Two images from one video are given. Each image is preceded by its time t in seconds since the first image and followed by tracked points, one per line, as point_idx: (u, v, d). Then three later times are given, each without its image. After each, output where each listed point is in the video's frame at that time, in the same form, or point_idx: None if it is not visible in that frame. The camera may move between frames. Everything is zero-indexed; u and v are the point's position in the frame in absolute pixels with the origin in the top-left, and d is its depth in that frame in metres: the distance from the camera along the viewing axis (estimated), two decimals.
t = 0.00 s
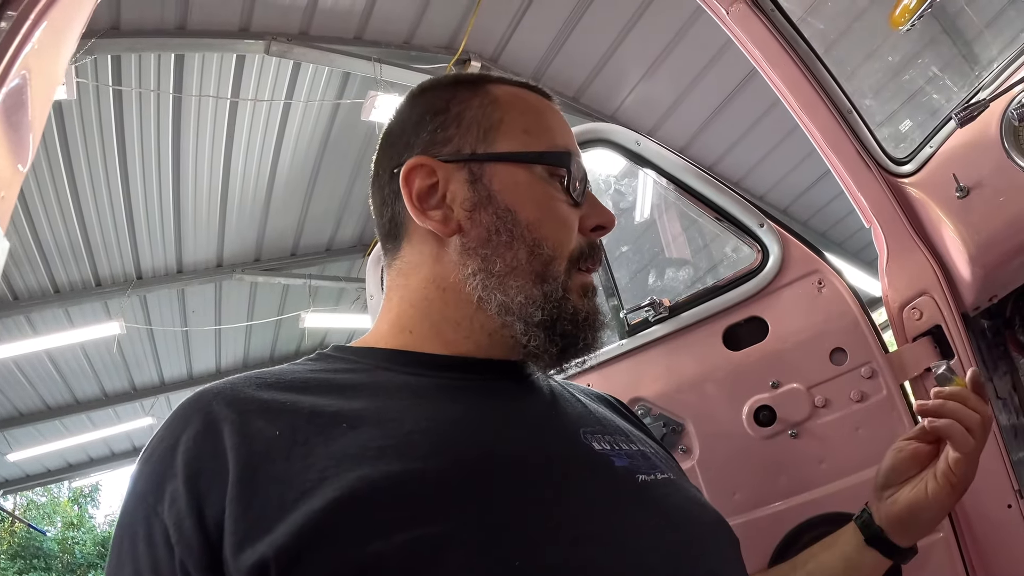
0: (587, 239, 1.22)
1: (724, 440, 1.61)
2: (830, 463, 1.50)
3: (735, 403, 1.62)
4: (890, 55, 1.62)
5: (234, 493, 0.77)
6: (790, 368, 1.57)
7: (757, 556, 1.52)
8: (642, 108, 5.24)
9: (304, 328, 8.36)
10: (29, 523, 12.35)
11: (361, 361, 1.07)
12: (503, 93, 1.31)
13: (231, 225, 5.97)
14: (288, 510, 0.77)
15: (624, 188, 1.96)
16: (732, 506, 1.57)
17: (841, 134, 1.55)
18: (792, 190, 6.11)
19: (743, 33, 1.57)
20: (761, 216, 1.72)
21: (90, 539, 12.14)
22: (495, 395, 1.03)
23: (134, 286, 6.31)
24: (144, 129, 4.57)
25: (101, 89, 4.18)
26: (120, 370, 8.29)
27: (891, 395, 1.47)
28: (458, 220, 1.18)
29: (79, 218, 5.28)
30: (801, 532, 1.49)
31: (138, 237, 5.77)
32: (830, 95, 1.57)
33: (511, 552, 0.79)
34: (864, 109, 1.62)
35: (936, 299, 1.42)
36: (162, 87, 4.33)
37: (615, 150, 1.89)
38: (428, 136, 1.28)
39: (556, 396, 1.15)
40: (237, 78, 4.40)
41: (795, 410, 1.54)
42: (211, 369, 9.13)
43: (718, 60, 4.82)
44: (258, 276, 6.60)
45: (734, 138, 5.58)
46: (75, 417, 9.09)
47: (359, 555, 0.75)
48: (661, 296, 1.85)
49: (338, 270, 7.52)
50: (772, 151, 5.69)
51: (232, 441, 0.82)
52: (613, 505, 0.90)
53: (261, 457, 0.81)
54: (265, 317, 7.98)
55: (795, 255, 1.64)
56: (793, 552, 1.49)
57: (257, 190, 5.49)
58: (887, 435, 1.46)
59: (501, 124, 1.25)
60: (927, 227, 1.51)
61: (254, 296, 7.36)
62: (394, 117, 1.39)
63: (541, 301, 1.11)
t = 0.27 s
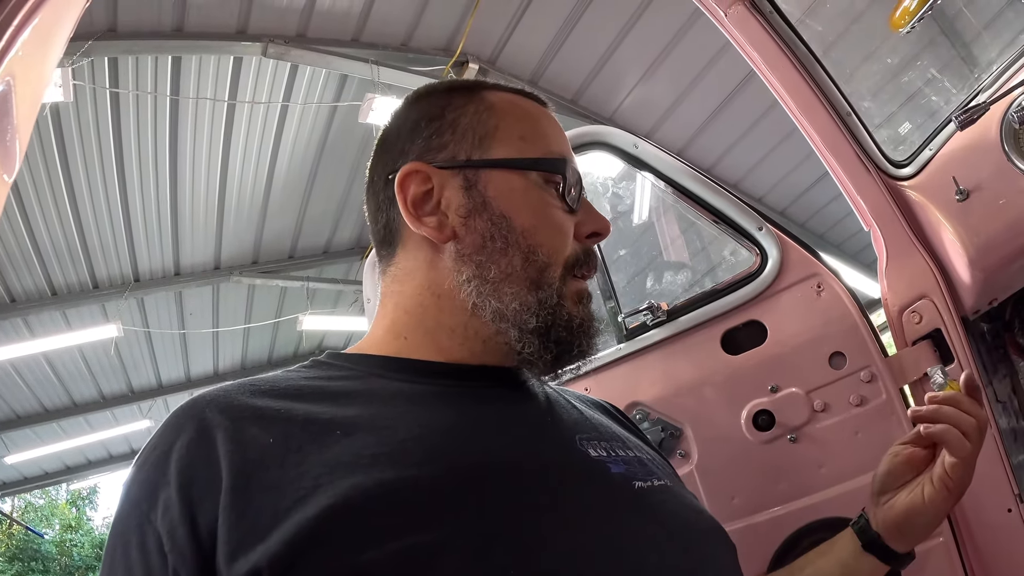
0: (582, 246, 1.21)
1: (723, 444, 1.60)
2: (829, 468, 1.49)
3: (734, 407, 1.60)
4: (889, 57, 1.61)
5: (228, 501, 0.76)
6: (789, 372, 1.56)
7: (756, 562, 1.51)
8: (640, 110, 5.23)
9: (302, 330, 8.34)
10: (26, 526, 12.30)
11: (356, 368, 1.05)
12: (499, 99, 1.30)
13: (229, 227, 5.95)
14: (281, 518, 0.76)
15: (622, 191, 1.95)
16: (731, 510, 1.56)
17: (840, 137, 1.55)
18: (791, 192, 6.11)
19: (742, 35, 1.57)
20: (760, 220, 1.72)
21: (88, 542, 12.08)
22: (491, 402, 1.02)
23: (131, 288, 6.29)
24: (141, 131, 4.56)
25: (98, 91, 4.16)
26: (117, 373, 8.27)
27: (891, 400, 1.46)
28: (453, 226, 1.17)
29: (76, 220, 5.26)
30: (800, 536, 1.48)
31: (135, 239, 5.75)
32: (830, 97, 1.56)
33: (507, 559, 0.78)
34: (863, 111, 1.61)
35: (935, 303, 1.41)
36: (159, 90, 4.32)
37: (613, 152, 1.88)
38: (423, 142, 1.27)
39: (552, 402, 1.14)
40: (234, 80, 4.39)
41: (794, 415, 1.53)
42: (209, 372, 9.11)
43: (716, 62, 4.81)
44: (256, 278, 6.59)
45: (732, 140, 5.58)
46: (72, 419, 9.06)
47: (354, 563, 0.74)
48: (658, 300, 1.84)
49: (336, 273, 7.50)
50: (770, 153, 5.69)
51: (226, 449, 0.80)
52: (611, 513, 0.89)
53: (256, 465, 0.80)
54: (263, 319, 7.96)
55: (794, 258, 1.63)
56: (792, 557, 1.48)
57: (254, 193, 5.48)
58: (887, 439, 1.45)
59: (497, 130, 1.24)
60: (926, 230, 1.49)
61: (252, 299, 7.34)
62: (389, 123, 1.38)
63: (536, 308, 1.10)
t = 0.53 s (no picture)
0: (579, 242, 1.21)
1: (720, 443, 1.60)
2: (826, 467, 1.50)
3: (731, 407, 1.61)
4: (886, 58, 1.62)
5: (228, 499, 0.76)
6: (785, 373, 1.57)
7: (754, 561, 1.51)
8: (638, 111, 5.25)
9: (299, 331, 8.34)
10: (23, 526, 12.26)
11: (355, 365, 1.06)
12: (495, 97, 1.30)
13: (226, 227, 5.95)
14: (281, 517, 0.76)
15: (620, 191, 1.96)
16: (728, 509, 1.57)
17: (838, 137, 1.55)
18: (789, 193, 6.12)
19: (740, 36, 1.58)
20: (758, 219, 1.72)
21: (84, 542, 12.02)
22: (490, 399, 1.02)
23: (128, 288, 6.28)
24: (139, 131, 4.55)
25: (96, 91, 4.16)
26: (114, 373, 8.25)
27: (888, 399, 1.46)
28: (448, 222, 1.17)
29: (74, 220, 5.25)
30: (797, 536, 1.48)
31: (133, 239, 5.74)
32: (828, 98, 1.57)
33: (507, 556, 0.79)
34: (861, 112, 1.62)
35: (931, 302, 1.41)
36: (158, 89, 4.32)
37: (611, 152, 1.89)
38: (419, 140, 1.28)
39: (551, 400, 1.15)
40: (233, 80, 4.39)
41: (792, 414, 1.54)
42: (206, 372, 9.10)
43: (714, 64, 4.83)
44: (254, 279, 6.58)
45: (729, 142, 5.59)
46: (69, 419, 9.04)
47: (353, 561, 0.74)
48: (657, 299, 1.84)
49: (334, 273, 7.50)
50: (768, 154, 5.71)
51: (225, 446, 0.81)
52: (609, 510, 0.89)
53: (256, 463, 0.80)
54: (260, 319, 7.95)
55: (791, 258, 1.64)
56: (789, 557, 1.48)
57: (252, 193, 5.48)
58: (883, 439, 1.46)
59: (492, 127, 1.24)
60: (923, 229, 1.50)
61: (249, 299, 7.33)
62: (388, 121, 1.39)
63: (531, 303, 1.10)
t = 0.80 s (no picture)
0: (572, 241, 1.20)
1: (719, 446, 1.60)
2: (825, 470, 1.50)
3: (730, 410, 1.61)
4: (886, 62, 1.63)
5: (227, 502, 0.76)
6: (784, 376, 1.57)
7: (752, 563, 1.51)
8: (638, 113, 5.25)
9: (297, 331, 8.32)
10: (19, 525, 12.21)
11: (354, 368, 1.05)
12: (485, 96, 1.29)
13: (225, 227, 5.94)
14: (280, 519, 0.76)
15: (620, 193, 1.96)
16: (726, 512, 1.57)
17: (837, 140, 1.55)
18: (787, 196, 6.13)
19: (741, 39, 1.58)
20: (758, 222, 1.71)
21: (80, 541, 11.95)
22: (489, 402, 1.01)
23: (126, 287, 6.27)
24: (137, 129, 4.54)
25: (95, 89, 4.15)
26: (111, 371, 8.23)
27: (887, 403, 1.46)
28: (437, 224, 1.17)
29: (72, 218, 5.24)
30: (795, 539, 1.48)
31: (131, 238, 5.73)
32: (828, 102, 1.57)
33: (507, 559, 0.78)
34: (861, 116, 1.62)
35: (931, 306, 1.41)
36: (156, 88, 4.30)
37: (610, 154, 1.89)
38: (410, 143, 1.28)
39: (550, 402, 1.14)
40: (232, 79, 4.38)
41: (790, 417, 1.54)
42: (203, 371, 9.08)
43: (713, 66, 4.83)
44: (252, 278, 6.57)
45: (728, 144, 5.60)
46: (66, 418, 9.02)
47: (352, 564, 0.74)
48: (656, 302, 1.84)
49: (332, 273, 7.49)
50: (766, 157, 5.72)
51: (225, 448, 0.80)
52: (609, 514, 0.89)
53: (255, 465, 0.80)
54: (258, 319, 7.94)
55: (791, 261, 1.64)
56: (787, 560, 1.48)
57: (251, 192, 5.47)
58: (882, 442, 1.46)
59: (481, 127, 1.23)
60: (922, 233, 1.50)
61: (247, 298, 7.32)
62: (385, 121, 1.39)
63: (520, 305, 1.09)
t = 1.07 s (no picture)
0: (559, 233, 1.16)
1: (716, 447, 1.60)
2: (821, 471, 1.50)
3: (726, 412, 1.62)
4: (885, 66, 1.64)
5: (225, 501, 0.76)
6: (782, 378, 1.57)
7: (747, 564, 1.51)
8: (637, 114, 5.26)
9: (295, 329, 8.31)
10: (14, 522, 12.15)
11: (353, 368, 1.05)
12: (465, 95, 1.28)
13: (223, 225, 5.93)
14: (275, 517, 0.76)
15: (618, 194, 1.96)
16: (722, 513, 1.57)
17: (835, 143, 1.56)
18: (785, 198, 6.15)
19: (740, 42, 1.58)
20: (755, 224, 1.72)
21: (77, 537, 11.86)
22: (484, 402, 1.02)
23: (124, 284, 6.27)
24: (136, 126, 4.54)
25: (95, 86, 4.15)
26: (108, 369, 8.21)
27: (882, 405, 1.46)
28: (420, 225, 1.18)
29: (70, 216, 5.23)
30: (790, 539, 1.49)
31: (129, 235, 5.73)
32: (826, 105, 1.57)
33: (502, 559, 0.79)
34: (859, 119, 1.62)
35: (927, 308, 1.42)
36: (156, 86, 4.30)
37: (609, 155, 1.89)
38: (396, 146, 1.29)
39: (546, 402, 1.14)
40: (231, 77, 4.38)
41: (787, 419, 1.54)
42: (201, 370, 9.06)
43: (712, 68, 4.84)
44: (250, 276, 6.56)
45: (726, 146, 5.62)
46: (62, 415, 8.99)
47: (349, 563, 0.74)
48: (654, 302, 1.83)
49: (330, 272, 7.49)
50: (765, 159, 5.73)
51: (223, 448, 0.81)
52: (605, 514, 0.90)
53: (254, 465, 0.80)
54: (256, 318, 7.93)
55: (788, 263, 1.65)
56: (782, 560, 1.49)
57: (250, 190, 5.46)
58: (878, 444, 1.46)
59: (459, 126, 1.23)
60: (920, 236, 1.50)
61: (245, 297, 7.31)
62: (383, 121, 1.38)
63: (502, 302, 1.08)
